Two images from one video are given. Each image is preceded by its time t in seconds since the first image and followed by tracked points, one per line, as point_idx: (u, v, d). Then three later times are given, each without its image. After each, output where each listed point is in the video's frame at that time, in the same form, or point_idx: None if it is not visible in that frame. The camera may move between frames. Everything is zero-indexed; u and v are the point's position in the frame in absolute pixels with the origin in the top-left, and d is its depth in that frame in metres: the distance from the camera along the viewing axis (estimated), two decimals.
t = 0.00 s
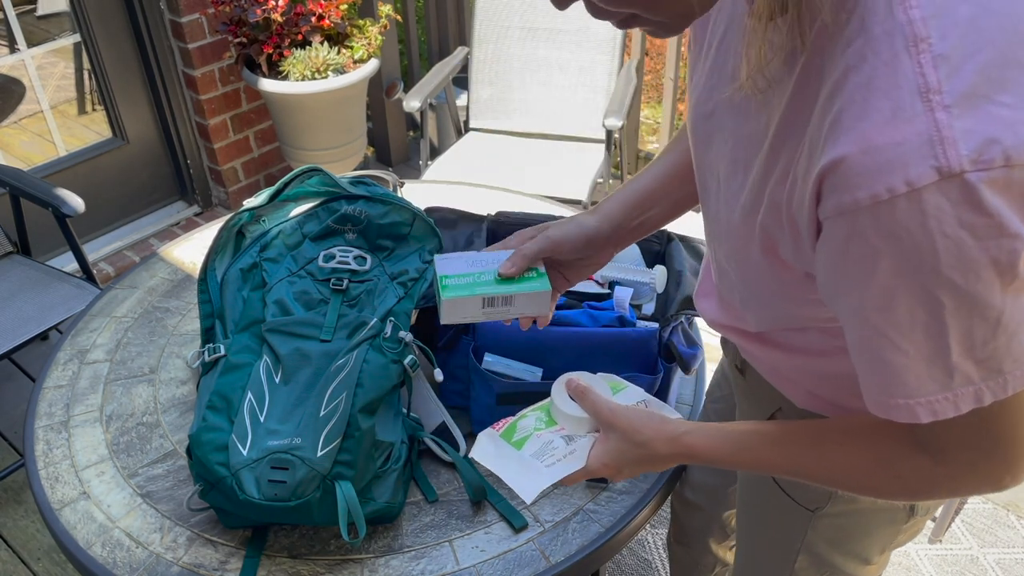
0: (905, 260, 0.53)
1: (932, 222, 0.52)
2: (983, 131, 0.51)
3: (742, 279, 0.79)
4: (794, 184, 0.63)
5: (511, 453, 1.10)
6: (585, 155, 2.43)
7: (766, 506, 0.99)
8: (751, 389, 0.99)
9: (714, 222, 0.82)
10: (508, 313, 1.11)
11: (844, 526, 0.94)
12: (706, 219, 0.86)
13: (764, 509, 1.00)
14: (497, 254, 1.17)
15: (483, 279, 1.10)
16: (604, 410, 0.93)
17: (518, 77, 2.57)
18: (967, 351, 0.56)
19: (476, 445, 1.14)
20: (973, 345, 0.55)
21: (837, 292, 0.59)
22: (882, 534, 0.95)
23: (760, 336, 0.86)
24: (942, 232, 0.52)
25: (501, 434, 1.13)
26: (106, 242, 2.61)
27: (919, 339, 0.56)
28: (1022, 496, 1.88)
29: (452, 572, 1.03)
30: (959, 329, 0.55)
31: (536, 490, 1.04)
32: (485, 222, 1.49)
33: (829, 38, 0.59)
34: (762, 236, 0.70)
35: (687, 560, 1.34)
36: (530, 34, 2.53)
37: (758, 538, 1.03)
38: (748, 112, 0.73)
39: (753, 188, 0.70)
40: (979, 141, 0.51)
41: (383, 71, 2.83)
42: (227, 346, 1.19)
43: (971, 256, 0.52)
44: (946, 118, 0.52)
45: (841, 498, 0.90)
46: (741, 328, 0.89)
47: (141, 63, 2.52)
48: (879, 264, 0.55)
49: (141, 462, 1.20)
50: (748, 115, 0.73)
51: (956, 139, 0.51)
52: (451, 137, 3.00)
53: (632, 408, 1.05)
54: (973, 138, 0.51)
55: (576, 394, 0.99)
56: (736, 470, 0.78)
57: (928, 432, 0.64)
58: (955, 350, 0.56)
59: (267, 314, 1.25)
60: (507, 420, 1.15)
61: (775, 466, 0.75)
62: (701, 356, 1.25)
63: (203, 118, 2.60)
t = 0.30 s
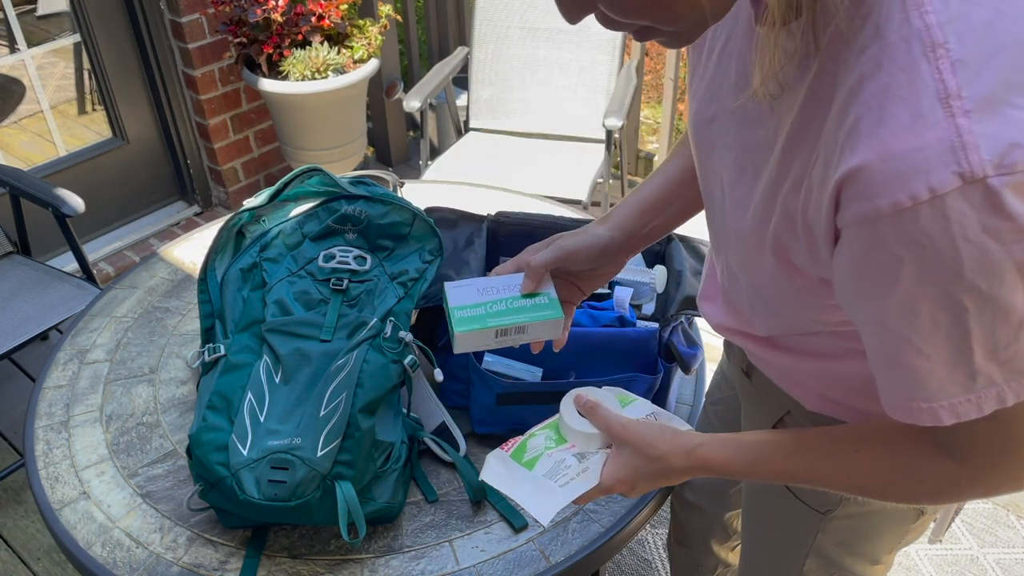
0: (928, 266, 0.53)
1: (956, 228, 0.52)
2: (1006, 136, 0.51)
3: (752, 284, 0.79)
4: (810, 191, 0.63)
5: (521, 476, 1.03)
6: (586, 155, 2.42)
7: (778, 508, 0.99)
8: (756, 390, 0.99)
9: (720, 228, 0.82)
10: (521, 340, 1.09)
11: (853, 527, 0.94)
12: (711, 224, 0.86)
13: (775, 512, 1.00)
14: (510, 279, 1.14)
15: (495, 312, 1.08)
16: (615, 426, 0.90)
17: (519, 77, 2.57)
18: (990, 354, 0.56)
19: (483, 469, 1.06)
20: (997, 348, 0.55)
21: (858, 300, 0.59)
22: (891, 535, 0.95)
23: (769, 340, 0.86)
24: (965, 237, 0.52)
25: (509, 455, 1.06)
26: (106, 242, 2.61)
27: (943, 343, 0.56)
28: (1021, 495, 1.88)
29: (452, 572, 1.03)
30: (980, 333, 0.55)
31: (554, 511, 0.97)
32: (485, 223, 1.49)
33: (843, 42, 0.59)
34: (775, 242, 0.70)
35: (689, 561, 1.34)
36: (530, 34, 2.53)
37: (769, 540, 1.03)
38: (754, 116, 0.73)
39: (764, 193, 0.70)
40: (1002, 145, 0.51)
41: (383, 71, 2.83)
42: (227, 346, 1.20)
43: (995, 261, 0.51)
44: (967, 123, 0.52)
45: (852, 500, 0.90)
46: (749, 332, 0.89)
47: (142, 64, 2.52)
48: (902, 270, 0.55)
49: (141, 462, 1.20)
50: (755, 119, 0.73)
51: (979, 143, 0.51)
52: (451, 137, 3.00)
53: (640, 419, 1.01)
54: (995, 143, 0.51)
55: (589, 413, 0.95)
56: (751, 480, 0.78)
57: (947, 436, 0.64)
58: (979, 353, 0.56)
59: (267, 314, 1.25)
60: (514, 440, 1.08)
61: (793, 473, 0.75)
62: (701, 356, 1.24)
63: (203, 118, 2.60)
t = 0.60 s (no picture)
0: (927, 268, 0.53)
1: (953, 231, 0.52)
2: (1003, 138, 0.51)
3: (753, 285, 0.79)
4: (809, 193, 0.63)
5: (522, 484, 1.01)
6: (585, 155, 2.42)
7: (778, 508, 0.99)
8: (757, 391, 0.99)
9: (721, 229, 0.82)
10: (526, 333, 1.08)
11: (853, 528, 0.94)
12: (712, 225, 0.86)
13: (775, 514, 1.00)
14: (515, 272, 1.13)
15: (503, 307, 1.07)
16: (616, 433, 0.91)
17: (518, 77, 2.57)
18: (989, 356, 0.56)
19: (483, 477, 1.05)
20: (996, 350, 0.55)
21: (857, 302, 0.59)
22: (890, 535, 0.95)
23: (770, 341, 0.86)
24: (962, 239, 0.52)
25: (510, 464, 1.04)
26: (106, 242, 2.61)
27: (941, 347, 0.56)
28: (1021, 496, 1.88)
29: (452, 572, 1.03)
30: (979, 336, 0.54)
31: (556, 521, 0.95)
32: (485, 223, 1.49)
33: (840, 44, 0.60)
34: (775, 244, 0.70)
35: (689, 561, 1.34)
36: (530, 34, 2.53)
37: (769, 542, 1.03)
38: (753, 117, 0.73)
39: (764, 195, 0.70)
40: (999, 148, 0.51)
41: (383, 71, 2.83)
42: (227, 346, 1.19)
43: (993, 263, 0.51)
44: (964, 126, 0.52)
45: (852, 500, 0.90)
46: (751, 333, 0.89)
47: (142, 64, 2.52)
48: (901, 272, 0.55)
49: (141, 462, 1.20)
50: (754, 120, 0.73)
51: (976, 146, 0.51)
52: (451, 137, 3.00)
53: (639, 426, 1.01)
54: (992, 145, 0.51)
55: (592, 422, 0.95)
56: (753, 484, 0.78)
57: (948, 438, 0.64)
58: (977, 356, 0.56)
59: (267, 314, 1.25)
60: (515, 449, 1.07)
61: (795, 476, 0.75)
62: (701, 356, 1.25)
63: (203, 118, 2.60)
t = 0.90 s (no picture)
0: (920, 269, 0.53)
1: (945, 233, 0.52)
2: (994, 141, 0.51)
3: (750, 286, 0.79)
4: (803, 195, 0.63)
5: (520, 482, 1.04)
6: (585, 155, 2.43)
7: (775, 506, 0.99)
8: (757, 390, 0.98)
9: (719, 231, 0.82)
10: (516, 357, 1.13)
11: (853, 526, 0.94)
12: (710, 227, 0.86)
13: (774, 513, 1.00)
14: (517, 296, 1.15)
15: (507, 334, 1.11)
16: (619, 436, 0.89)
17: (518, 77, 2.57)
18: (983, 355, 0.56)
19: (475, 471, 1.07)
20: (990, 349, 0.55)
21: (851, 303, 0.59)
22: (889, 533, 0.95)
23: (769, 340, 0.86)
24: (954, 241, 0.52)
25: (503, 458, 1.07)
26: (106, 242, 2.61)
27: (935, 347, 0.56)
28: (1021, 496, 1.88)
29: (452, 572, 1.03)
30: (972, 335, 0.55)
31: (565, 528, 0.99)
32: (485, 223, 1.49)
33: (832, 47, 0.60)
34: (770, 245, 0.70)
35: (688, 561, 1.34)
36: (529, 34, 2.53)
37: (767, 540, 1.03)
38: (748, 119, 0.73)
39: (760, 196, 0.70)
40: (989, 150, 0.51)
41: (382, 71, 2.83)
42: (227, 346, 1.19)
43: (985, 264, 0.51)
44: (955, 129, 0.52)
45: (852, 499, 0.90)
46: (750, 332, 0.89)
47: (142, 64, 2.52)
48: (895, 272, 0.55)
49: (141, 462, 1.20)
50: (749, 122, 0.73)
51: (966, 149, 0.51)
52: (451, 137, 3.00)
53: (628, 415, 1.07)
54: (983, 148, 0.51)
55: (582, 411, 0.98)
56: (753, 486, 0.78)
57: (943, 436, 0.63)
58: (972, 356, 0.56)
59: (267, 314, 1.25)
60: (505, 438, 1.09)
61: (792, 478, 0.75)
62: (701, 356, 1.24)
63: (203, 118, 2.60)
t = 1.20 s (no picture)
0: (912, 266, 0.53)
1: (937, 229, 0.52)
2: (986, 137, 0.51)
3: (749, 285, 0.79)
4: (797, 194, 0.63)
5: (510, 415, 0.94)
6: (585, 155, 2.43)
7: (772, 504, 1.00)
8: (755, 389, 0.98)
9: (717, 230, 0.83)
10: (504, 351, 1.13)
11: (852, 525, 0.94)
12: (709, 227, 0.86)
13: (772, 510, 1.00)
14: (513, 296, 1.14)
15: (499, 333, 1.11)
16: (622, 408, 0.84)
17: (518, 77, 2.57)
18: (974, 350, 0.56)
19: (465, 384, 0.95)
20: (981, 345, 0.55)
21: (846, 300, 0.59)
22: (888, 531, 0.95)
23: (766, 339, 0.86)
24: (946, 237, 0.52)
25: (500, 381, 0.95)
26: (106, 242, 2.61)
27: (928, 343, 0.56)
28: (1021, 496, 1.88)
29: (452, 572, 1.03)
30: (965, 331, 0.55)
31: (542, 476, 0.93)
32: (485, 223, 1.50)
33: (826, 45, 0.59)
34: (766, 244, 0.70)
35: (688, 561, 1.34)
36: (529, 34, 2.53)
37: (765, 538, 1.03)
38: (745, 117, 0.73)
39: (756, 195, 0.70)
40: (981, 147, 0.51)
41: (382, 71, 2.83)
42: (227, 346, 1.19)
43: (976, 260, 0.52)
44: (947, 125, 0.52)
45: (849, 497, 0.90)
46: (747, 333, 0.89)
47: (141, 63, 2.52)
48: (887, 268, 0.54)
49: (142, 463, 1.20)
50: (746, 120, 0.73)
51: (958, 145, 0.51)
52: (451, 137, 3.00)
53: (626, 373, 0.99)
54: (975, 144, 0.51)
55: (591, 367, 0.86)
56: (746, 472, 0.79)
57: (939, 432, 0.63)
58: (963, 351, 0.56)
59: (267, 314, 1.25)
60: (507, 359, 0.97)
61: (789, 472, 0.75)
62: (701, 356, 1.24)
63: (203, 118, 2.60)
